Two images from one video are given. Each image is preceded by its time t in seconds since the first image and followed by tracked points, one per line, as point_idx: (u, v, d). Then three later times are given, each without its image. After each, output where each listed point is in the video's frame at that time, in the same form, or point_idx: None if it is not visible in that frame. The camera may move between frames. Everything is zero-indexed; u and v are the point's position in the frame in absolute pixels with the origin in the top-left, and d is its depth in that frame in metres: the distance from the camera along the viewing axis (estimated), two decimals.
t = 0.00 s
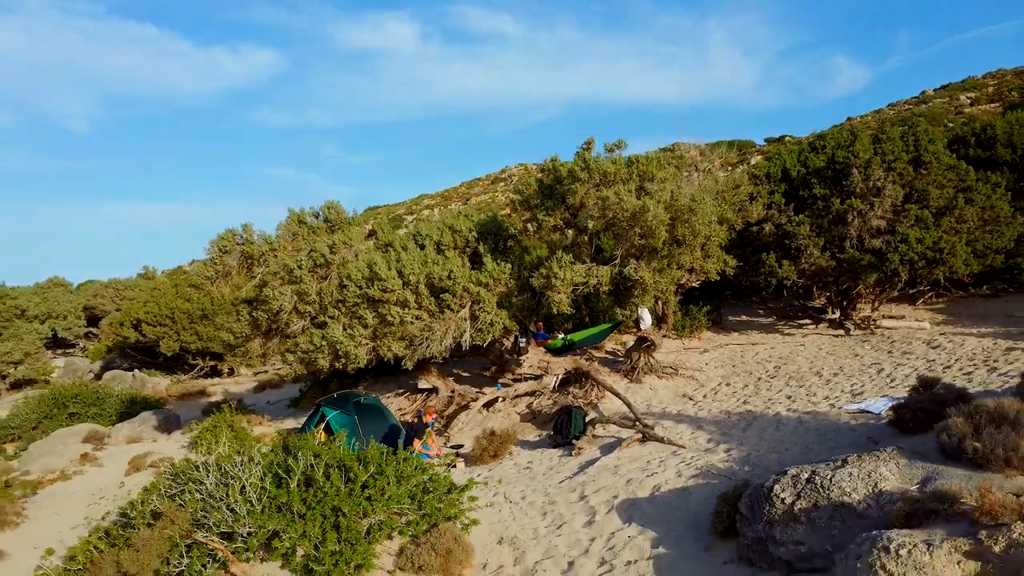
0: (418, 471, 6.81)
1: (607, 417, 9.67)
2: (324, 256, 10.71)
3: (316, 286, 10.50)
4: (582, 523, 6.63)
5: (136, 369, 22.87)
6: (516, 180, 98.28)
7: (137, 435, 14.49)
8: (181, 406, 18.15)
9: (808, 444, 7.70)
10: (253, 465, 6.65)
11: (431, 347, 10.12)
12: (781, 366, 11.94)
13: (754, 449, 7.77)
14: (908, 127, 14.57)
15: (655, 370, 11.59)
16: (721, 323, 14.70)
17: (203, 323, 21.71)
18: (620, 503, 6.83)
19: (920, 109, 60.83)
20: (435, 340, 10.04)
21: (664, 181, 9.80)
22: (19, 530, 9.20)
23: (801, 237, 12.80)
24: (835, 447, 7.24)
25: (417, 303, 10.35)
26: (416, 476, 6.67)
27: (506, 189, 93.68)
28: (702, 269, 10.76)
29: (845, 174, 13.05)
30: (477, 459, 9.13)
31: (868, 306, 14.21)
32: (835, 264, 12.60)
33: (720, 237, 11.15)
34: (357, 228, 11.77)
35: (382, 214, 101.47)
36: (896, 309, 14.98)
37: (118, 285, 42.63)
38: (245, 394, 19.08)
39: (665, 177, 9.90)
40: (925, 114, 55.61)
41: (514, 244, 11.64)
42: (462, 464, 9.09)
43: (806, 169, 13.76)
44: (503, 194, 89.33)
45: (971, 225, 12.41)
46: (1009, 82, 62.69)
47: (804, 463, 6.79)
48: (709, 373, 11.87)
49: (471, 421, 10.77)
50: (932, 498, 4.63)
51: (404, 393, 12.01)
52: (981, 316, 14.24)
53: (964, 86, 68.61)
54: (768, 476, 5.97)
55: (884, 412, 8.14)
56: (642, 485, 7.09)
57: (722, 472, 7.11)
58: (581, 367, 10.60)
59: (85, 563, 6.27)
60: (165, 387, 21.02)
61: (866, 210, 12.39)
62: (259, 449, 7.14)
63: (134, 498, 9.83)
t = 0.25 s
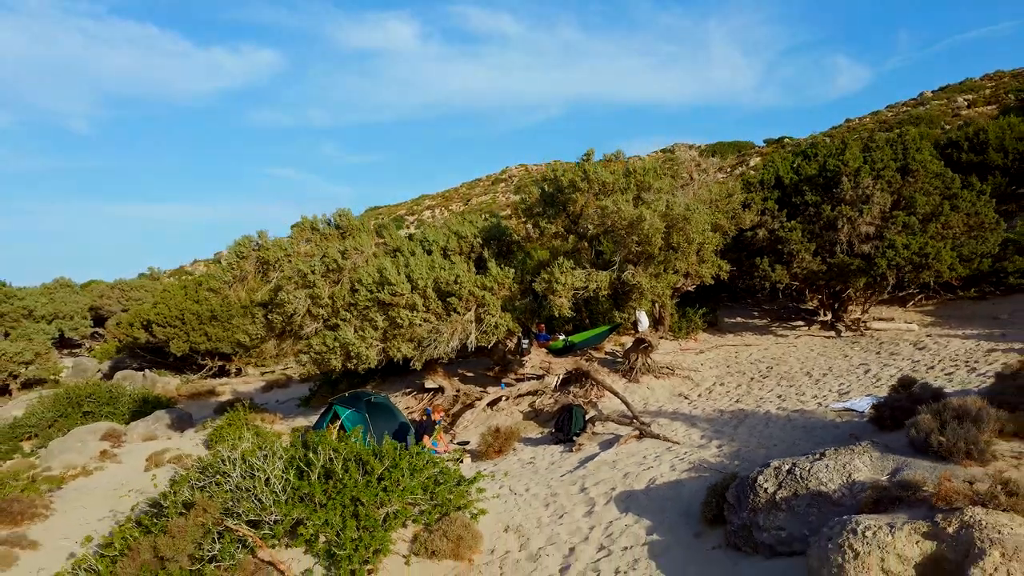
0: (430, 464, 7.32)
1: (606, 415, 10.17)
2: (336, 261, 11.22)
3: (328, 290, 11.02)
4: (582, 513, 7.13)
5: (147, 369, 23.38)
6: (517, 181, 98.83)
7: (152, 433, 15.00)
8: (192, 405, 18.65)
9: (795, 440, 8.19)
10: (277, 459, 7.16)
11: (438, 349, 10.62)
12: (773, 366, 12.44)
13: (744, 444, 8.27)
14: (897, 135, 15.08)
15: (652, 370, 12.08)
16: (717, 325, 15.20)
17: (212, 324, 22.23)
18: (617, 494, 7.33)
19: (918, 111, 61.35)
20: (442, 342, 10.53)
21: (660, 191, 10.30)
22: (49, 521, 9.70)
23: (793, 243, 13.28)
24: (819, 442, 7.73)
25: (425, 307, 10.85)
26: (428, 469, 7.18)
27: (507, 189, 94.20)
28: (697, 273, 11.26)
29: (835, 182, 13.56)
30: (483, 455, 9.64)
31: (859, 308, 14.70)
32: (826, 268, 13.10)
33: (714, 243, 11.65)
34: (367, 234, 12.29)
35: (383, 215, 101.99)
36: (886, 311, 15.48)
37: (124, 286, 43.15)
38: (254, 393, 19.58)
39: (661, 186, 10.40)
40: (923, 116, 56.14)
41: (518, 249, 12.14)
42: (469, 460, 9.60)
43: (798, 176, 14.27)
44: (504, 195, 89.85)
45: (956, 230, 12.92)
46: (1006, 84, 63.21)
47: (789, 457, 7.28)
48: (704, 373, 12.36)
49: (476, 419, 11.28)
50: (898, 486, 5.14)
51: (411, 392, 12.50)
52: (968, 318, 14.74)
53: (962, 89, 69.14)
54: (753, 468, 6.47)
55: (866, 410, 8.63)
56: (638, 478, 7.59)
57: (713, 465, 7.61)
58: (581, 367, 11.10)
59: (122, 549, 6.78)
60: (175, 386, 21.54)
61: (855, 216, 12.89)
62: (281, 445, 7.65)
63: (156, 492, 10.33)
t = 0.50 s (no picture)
0: (440, 459, 7.82)
1: (605, 413, 10.67)
2: (347, 266, 11.76)
3: (340, 294, 11.52)
4: (582, 504, 7.63)
5: (156, 370, 23.86)
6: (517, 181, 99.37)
7: (166, 431, 15.51)
8: (203, 404, 19.15)
9: (783, 436, 8.68)
10: (298, 455, 7.66)
11: (445, 350, 11.11)
12: (766, 367, 12.93)
13: (735, 440, 8.76)
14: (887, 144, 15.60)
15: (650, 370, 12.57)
16: (713, 326, 15.69)
17: (220, 325, 22.74)
18: (615, 487, 7.83)
19: (916, 113, 61.86)
20: (449, 343, 11.03)
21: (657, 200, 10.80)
22: (75, 515, 10.19)
23: (786, 248, 13.74)
24: (805, 438, 8.22)
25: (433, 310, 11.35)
26: (439, 464, 7.68)
27: (507, 190, 94.70)
28: (692, 278, 11.75)
29: (826, 189, 14.07)
30: (488, 451, 10.14)
31: (850, 311, 15.19)
32: (818, 273, 13.60)
33: (709, 249, 12.14)
34: (376, 240, 12.80)
35: (384, 215, 102.49)
36: (877, 313, 15.97)
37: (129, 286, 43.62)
38: (262, 393, 20.08)
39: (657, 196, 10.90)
40: (920, 119, 56.67)
41: (520, 254, 12.64)
42: (474, 456, 10.10)
43: (791, 184, 14.77)
44: (504, 196, 90.37)
45: (943, 236, 13.42)
46: (1003, 86, 63.74)
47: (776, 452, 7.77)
48: (699, 374, 12.85)
49: (481, 417, 11.78)
50: (870, 477, 5.64)
51: (417, 392, 12.99)
52: (956, 321, 15.23)
53: (960, 91, 69.68)
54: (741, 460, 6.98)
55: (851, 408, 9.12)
56: (635, 472, 8.09)
57: (705, 460, 8.10)
58: (581, 368, 11.60)
59: (154, 538, 7.28)
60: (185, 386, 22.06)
61: (845, 223, 13.39)
62: (300, 441, 8.15)
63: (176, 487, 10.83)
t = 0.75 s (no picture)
0: (450, 453, 8.39)
1: (604, 411, 11.24)
2: (358, 272, 12.41)
3: (352, 298, 12.12)
4: (582, 495, 8.21)
5: (166, 370, 24.49)
6: (518, 182, 99.93)
7: (181, 429, 16.08)
8: (214, 403, 19.72)
9: (770, 433, 9.24)
10: (319, 449, 8.25)
11: (451, 351, 11.69)
12: (759, 367, 13.49)
13: (725, 436, 9.32)
14: (877, 153, 16.18)
15: (647, 370, 13.12)
16: (709, 328, 16.25)
17: (229, 326, 23.32)
18: (613, 480, 8.40)
19: (913, 116, 62.40)
20: (456, 345, 11.61)
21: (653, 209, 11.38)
22: (102, 507, 10.77)
23: (778, 253, 14.32)
24: (790, 434, 8.78)
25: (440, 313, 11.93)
26: (449, 458, 8.25)
27: (508, 191, 95.24)
28: (687, 283, 12.32)
29: (817, 197, 14.65)
30: (493, 447, 10.71)
31: (840, 313, 15.75)
32: (808, 277, 14.16)
33: (703, 255, 12.71)
34: (386, 246, 13.40)
35: (386, 216, 103.07)
36: (867, 316, 16.53)
37: (135, 286, 44.18)
38: (271, 392, 20.65)
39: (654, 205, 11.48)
40: (917, 121, 57.25)
41: (523, 260, 13.22)
42: (480, 451, 10.67)
43: (784, 191, 15.35)
44: (505, 197, 90.93)
45: (929, 242, 13.99)
46: (1000, 89, 64.33)
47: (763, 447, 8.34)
48: (694, 374, 13.42)
49: (485, 416, 12.34)
50: (843, 467, 6.22)
51: (424, 391, 13.56)
52: (943, 323, 15.79)
53: (958, 93, 70.23)
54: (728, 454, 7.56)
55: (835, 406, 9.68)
56: (631, 466, 8.66)
57: (697, 454, 8.67)
58: (581, 368, 12.16)
59: (186, 526, 7.86)
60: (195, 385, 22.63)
61: (834, 229, 13.97)
62: (320, 437, 8.75)
63: (197, 481, 11.40)
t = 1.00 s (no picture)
0: (458, 449, 8.99)
1: (602, 410, 11.80)
2: (368, 277, 13.07)
3: (362, 302, 12.73)
4: (581, 488, 8.78)
5: (177, 370, 25.14)
6: (519, 183, 100.52)
7: (195, 427, 16.68)
8: (224, 403, 20.30)
9: (759, 429, 9.80)
10: (335, 445, 8.85)
11: (457, 352, 12.27)
12: (751, 368, 14.06)
13: (716, 433, 9.89)
14: (867, 161, 16.78)
15: (643, 371, 13.69)
16: (704, 330, 16.82)
17: (238, 327, 23.91)
18: (610, 473, 8.97)
19: (911, 118, 62.98)
20: (461, 346, 12.20)
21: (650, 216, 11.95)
22: (126, 501, 11.36)
23: (771, 258, 14.88)
24: (777, 430, 9.35)
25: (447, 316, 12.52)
26: (457, 453, 8.85)
27: (509, 192, 95.82)
28: (682, 287, 12.91)
29: (808, 204, 15.23)
30: (498, 444, 11.29)
31: (831, 315, 16.32)
32: (800, 281, 14.73)
33: (698, 260, 13.30)
34: (394, 252, 14.02)
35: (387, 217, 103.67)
36: (858, 318, 17.10)
37: (141, 287, 44.74)
38: (279, 391, 21.23)
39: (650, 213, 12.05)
40: (914, 124, 57.84)
41: (526, 265, 13.80)
42: (485, 447, 11.25)
43: (776, 199, 15.93)
44: (506, 198, 91.50)
45: (915, 248, 14.57)
46: (997, 91, 64.91)
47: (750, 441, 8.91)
48: (689, 374, 13.98)
49: (489, 414, 12.91)
50: (820, 461, 6.79)
51: (430, 390, 14.13)
52: (932, 325, 16.34)
53: (955, 96, 70.85)
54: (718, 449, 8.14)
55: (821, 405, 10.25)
56: (628, 461, 9.23)
57: (689, 449, 9.24)
58: (581, 368, 12.70)
59: (213, 515, 8.45)
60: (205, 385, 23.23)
61: (824, 235, 14.55)
62: (336, 434, 9.35)
63: (215, 477, 11.98)
